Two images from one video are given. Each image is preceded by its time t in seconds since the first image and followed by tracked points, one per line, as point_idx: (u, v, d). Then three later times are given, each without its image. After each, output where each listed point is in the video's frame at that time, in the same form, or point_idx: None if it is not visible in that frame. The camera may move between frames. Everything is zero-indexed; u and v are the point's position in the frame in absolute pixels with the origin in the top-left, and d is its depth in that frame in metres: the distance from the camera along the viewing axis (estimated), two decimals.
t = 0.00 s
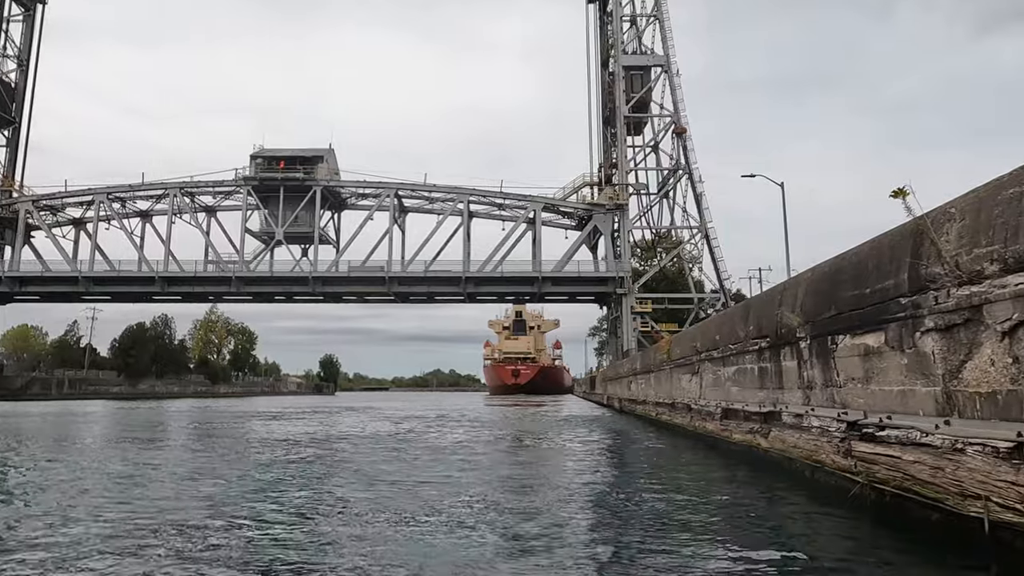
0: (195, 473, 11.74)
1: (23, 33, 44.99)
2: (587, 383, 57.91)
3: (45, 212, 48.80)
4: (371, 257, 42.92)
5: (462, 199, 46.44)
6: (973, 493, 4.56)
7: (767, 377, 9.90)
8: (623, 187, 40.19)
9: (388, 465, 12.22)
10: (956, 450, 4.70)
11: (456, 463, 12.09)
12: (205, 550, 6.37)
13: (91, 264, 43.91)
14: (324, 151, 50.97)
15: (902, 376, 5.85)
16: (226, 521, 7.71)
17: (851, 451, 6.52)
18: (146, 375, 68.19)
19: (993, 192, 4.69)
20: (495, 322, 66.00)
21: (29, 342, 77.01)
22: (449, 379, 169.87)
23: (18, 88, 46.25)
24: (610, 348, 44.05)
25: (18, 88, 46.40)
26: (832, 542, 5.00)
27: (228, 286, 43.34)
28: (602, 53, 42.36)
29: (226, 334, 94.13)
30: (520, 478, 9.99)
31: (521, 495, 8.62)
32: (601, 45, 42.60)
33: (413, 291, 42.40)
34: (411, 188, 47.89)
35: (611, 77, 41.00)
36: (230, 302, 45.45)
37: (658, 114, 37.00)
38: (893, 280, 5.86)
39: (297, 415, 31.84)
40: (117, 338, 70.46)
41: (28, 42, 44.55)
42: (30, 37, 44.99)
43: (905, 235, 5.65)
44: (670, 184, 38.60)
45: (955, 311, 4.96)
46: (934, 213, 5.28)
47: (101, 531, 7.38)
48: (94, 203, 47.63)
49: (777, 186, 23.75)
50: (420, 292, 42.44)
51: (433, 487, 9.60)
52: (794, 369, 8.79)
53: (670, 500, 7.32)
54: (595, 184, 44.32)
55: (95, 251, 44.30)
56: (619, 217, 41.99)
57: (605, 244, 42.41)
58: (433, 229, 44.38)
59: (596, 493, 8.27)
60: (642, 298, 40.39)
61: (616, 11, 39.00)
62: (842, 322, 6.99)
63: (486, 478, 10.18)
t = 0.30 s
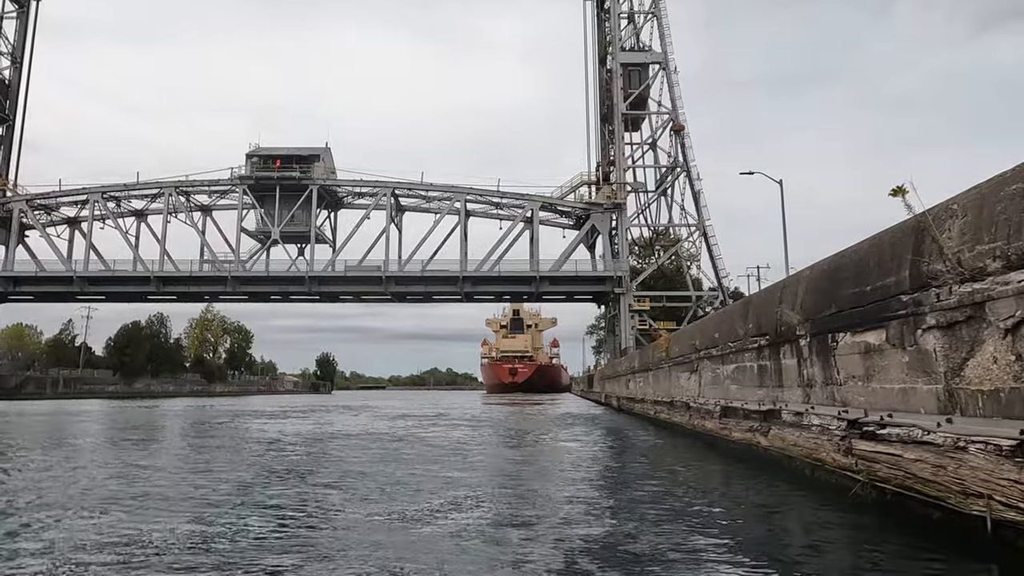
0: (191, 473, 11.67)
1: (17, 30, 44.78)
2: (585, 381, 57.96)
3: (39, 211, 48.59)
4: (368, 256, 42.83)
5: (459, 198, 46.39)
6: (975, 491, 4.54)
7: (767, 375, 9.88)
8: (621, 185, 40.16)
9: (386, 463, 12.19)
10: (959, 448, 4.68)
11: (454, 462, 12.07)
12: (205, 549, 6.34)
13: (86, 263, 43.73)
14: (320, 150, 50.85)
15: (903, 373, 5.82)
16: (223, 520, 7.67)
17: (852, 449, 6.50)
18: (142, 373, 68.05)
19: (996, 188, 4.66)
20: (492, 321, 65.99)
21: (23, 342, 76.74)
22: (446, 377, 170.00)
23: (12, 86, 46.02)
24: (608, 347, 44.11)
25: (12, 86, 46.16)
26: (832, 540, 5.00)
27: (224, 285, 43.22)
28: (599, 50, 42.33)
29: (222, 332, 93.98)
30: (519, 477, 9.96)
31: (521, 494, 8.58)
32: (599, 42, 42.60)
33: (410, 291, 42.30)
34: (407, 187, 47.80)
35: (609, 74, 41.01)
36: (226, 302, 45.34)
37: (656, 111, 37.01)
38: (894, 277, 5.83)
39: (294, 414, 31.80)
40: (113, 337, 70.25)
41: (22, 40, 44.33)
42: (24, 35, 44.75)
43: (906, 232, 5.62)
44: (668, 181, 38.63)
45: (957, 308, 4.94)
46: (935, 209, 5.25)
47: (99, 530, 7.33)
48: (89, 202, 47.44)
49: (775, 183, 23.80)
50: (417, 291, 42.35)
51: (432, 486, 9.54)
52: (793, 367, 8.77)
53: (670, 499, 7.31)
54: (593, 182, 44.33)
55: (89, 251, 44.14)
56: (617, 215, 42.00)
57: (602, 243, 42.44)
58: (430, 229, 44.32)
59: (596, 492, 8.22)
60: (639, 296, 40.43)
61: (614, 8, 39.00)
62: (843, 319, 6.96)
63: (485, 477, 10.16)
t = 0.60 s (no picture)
0: (187, 472, 11.59)
1: (11, 27, 44.57)
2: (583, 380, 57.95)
3: (34, 210, 48.40)
4: (366, 256, 42.74)
5: (457, 197, 46.34)
6: (979, 490, 4.50)
7: (767, 373, 9.85)
8: (619, 184, 40.16)
9: (384, 462, 12.17)
10: (961, 446, 4.66)
11: (452, 460, 12.06)
12: (200, 549, 6.28)
13: (81, 263, 43.59)
14: (317, 149, 50.71)
15: (905, 371, 5.79)
16: (219, 520, 7.61)
17: (854, 447, 6.47)
18: (138, 372, 67.93)
19: (999, 183, 4.63)
20: (490, 319, 65.99)
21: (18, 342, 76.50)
22: (444, 376, 170.06)
23: (6, 85, 45.79)
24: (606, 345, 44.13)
25: (6, 84, 45.93)
26: (832, 539, 4.98)
27: (220, 285, 43.13)
28: (597, 48, 42.27)
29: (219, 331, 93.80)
30: (516, 476, 9.93)
31: (520, 493, 8.55)
32: (597, 40, 42.54)
33: (407, 291, 42.21)
34: (405, 186, 47.72)
35: (607, 71, 40.99)
36: (222, 302, 45.26)
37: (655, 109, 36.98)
38: (896, 275, 5.80)
39: (290, 413, 31.78)
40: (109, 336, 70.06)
41: (16, 38, 44.11)
42: (18, 33, 44.53)
43: (908, 228, 5.58)
44: (666, 179, 38.61)
45: (961, 306, 4.90)
46: (937, 205, 5.22)
47: (93, 530, 7.27)
48: (84, 201, 47.26)
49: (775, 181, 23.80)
50: (414, 291, 42.28)
51: (430, 485, 9.49)
52: (794, 365, 8.75)
53: (668, 497, 7.31)
54: (591, 182, 44.34)
55: (85, 250, 44.01)
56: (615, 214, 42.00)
57: (601, 242, 42.46)
58: (427, 229, 44.29)
59: (596, 491, 8.18)
60: (638, 295, 40.45)
61: (613, 6, 38.96)
62: (844, 317, 6.94)
63: (483, 476, 10.14)
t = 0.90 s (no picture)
0: (182, 471, 11.52)
1: (6, 24, 44.43)
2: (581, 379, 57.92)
3: (30, 210, 48.24)
4: (363, 256, 42.65)
5: (455, 196, 46.27)
6: (983, 488, 4.48)
7: (767, 371, 9.81)
8: (618, 182, 40.14)
9: (382, 461, 12.15)
10: (966, 445, 4.61)
11: (451, 459, 12.05)
12: (195, 549, 6.24)
13: (77, 263, 43.47)
14: (314, 148, 50.59)
15: (907, 369, 5.77)
16: (214, 519, 7.57)
17: (856, 446, 6.44)
18: (134, 372, 67.77)
19: (1003, 180, 4.60)
20: (488, 318, 65.94)
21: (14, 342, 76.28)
22: (442, 375, 169.96)
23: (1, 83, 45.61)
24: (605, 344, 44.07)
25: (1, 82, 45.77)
26: (834, 537, 4.96)
27: (217, 285, 43.03)
28: (596, 45, 42.22)
29: (215, 331, 93.61)
30: (515, 475, 9.91)
31: (519, 493, 8.51)
32: (596, 37, 42.46)
33: (405, 291, 42.16)
34: (402, 185, 47.64)
35: (605, 69, 40.92)
36: (219, 301, 45.17)
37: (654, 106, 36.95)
38: (898, 272, 5.77)
39: (287, 412, 31.73)
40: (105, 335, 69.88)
41: (11, 36, 43.93)
42: (13, 31, 44.35)
43: (911, 225, 5.56)
44: (665, 177, 38.57)
45: (964, 303, 4.88)
46: (940, 201, 5.19)
47: (87, 530, 7.19)
48: (80, 201, 47.11)
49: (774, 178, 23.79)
50: (411, 290, 42.20)
51: (428, 484, 9.44)
52: (794, 363, 8.72)
53: (668, 495, 7.30)
54: (589, 181, 44.31)
55: (81, 250, 43.90)
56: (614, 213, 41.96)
57: (599, 242, 42.40)
58: (425, 228, 44.24)
59: (594, 490, 8.14)
60: (637, 293, 40.41)
61: (611, 3, 38.89)
62: (846, 314, 6.90)
63: (482, 474, 10.13)
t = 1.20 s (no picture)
0: (178, 471, 11.46)
1: (2, 22, 44.27)
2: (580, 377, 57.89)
3: (26, 210, 48.07)
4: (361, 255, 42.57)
5: (453, 195, 46.20)
6: (988, 488, 4.46)
7: (768, 369, 9.78)
8: (617, 180, 40.12)
9: (381, 460, 12.13)
10: (969, 444, 4.59)
11: (450, 458, 12.03)
12: (191, 548, 6.19)
13: (73, 263, 43.33)
14: (311, 147, 50.47)
15: (911, 367, 5.73)
16: (210, 519, 7.51)
17: (858, 445, 6.41)
18: (131, 371, 67.62)
19: (1007, 177, 4.57)
20: (487, 317, 65.90)
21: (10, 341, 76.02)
22: (440, 374, 169.91)
23: None
24: (604, 343, 44.06)
25: None
26: (837, 536, 4.95)
27: (214, 285, 42.92)
28: (595, 42, 42.16)
29: (213, 329, 93.43)
30: (515, 474, 9.88)
31: (518, 492, 8.48)
32: (595, 35, 42.40)
33: (403, 290, 42.11)
34: (400, 184, 47.56)
35: (604, 66, 40.88)
36: (216, 301, 45.06)
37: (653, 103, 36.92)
38: (901, 270, 5.74)
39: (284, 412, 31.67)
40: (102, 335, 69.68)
41: (6, 34, 43.76)
42: (8, 29, 44.16)
43: (915, 222, 5.53)
44: (665, 174, 38.54)
45: (968, 300, 4.84)
46: (944, 198, 5.15)
47: (83, 529, 7.14)
48: (76, 200, 46.95)
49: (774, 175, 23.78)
50: (410, 290, 42.14)
51: (427, 483, 9.39)
52: (796, 361, 8.69)
53: (668, 494, 7.29)
54: (589, 180, 44.29)
55: (77, 250, 43.76)
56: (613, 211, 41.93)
57: (599, 241, 42.38)
58: (423, 227, 44.21)
59: (593, 489, 8.11)
60: (637, 291, 40.40)
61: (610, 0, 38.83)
62: (848, 312, 6.86)
63: (481, 473, 10.10)
